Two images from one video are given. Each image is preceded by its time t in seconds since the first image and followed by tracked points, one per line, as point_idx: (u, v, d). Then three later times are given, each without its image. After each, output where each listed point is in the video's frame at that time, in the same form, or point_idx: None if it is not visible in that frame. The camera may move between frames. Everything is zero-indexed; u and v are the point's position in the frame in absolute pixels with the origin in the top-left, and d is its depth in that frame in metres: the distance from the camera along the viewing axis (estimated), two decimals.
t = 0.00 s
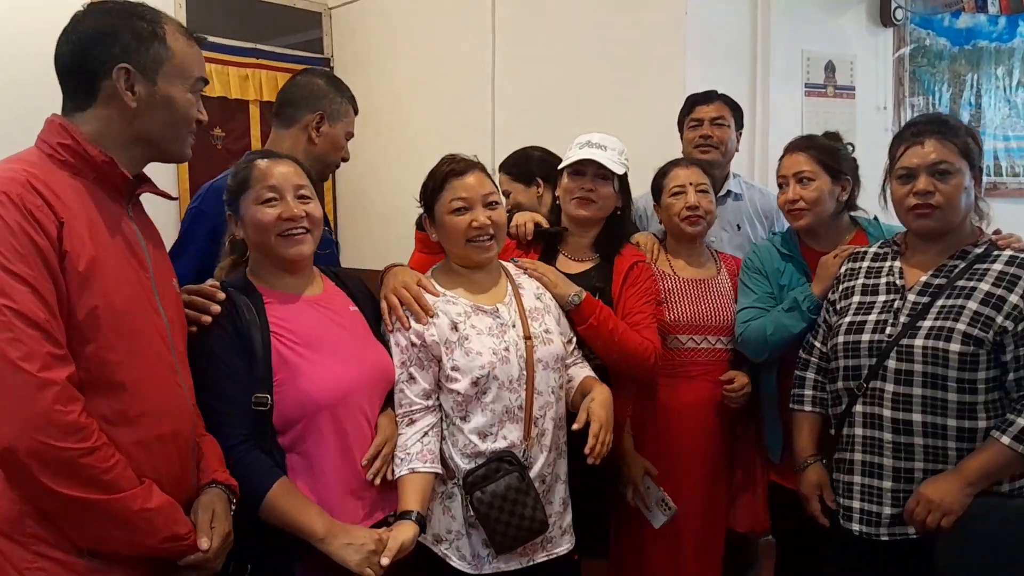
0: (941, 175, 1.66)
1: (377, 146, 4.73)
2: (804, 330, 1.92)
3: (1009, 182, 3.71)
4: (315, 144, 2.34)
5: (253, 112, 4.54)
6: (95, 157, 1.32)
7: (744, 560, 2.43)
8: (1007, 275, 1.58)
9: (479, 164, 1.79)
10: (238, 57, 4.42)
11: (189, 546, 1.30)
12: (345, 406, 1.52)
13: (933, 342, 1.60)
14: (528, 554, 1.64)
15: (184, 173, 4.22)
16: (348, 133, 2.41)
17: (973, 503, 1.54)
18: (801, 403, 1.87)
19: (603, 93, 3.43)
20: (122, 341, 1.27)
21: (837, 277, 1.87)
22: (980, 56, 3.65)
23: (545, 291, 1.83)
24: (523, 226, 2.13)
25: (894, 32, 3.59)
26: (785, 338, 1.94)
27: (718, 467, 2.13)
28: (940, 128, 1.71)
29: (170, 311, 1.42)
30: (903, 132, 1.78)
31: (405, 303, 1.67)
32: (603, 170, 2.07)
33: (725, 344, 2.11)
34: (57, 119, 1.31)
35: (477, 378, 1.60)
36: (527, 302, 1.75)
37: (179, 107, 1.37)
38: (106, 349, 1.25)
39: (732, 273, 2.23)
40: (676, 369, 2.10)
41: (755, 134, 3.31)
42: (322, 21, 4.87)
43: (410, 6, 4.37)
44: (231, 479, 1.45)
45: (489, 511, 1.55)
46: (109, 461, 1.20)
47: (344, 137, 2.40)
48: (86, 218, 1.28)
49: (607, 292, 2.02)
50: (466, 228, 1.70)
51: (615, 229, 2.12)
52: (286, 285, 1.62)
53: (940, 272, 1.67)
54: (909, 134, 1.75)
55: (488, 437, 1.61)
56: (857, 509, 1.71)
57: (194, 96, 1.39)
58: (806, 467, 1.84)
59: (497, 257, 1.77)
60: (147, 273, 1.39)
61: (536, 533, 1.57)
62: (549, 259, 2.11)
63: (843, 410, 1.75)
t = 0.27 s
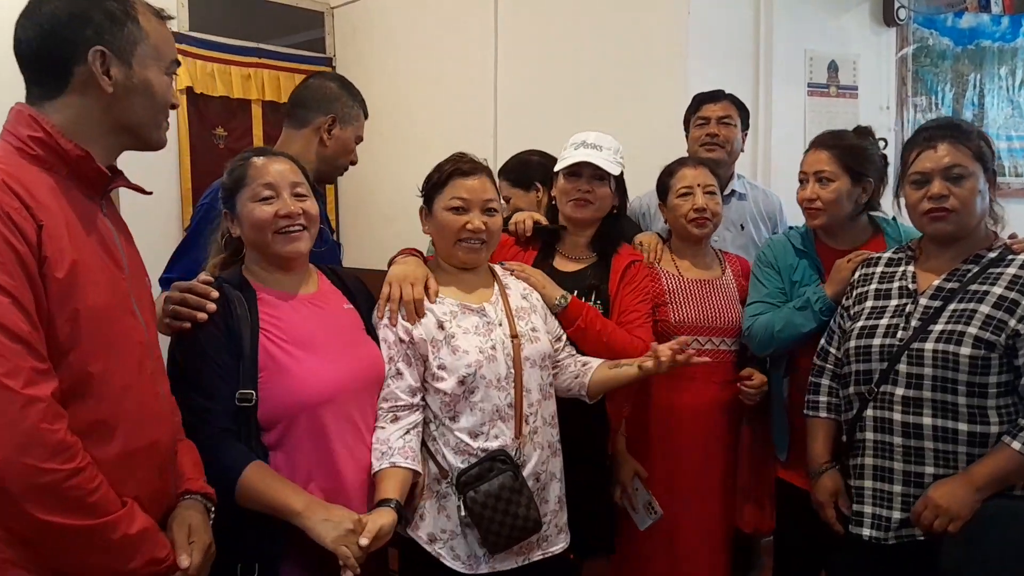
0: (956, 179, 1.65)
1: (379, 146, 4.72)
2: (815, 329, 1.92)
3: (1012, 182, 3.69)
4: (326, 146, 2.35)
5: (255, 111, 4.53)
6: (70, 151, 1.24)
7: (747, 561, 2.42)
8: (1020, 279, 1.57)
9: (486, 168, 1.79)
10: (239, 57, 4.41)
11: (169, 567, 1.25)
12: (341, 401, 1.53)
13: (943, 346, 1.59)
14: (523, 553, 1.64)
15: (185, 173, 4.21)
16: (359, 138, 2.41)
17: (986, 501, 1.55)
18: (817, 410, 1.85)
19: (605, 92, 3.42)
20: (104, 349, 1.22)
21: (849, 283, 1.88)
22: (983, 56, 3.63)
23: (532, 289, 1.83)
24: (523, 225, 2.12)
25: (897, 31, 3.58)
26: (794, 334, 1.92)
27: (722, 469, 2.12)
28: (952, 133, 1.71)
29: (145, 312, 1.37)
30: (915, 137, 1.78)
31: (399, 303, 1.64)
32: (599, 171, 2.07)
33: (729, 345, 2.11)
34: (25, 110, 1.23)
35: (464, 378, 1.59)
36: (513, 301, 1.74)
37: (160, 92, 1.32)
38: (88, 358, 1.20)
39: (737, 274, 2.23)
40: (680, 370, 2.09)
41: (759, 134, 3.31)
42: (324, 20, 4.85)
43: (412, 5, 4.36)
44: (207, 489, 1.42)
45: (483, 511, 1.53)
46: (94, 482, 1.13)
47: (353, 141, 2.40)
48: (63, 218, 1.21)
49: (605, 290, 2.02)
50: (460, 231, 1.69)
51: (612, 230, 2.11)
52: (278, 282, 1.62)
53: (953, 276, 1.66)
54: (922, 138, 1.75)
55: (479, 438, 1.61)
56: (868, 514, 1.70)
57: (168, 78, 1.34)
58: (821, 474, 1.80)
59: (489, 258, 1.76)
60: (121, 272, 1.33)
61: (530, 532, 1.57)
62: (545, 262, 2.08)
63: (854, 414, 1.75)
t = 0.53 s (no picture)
0: (962, 176, 1.65)
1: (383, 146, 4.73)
2: (821, 330, 1.91)
3: (1018, 183, 3.69)
4: (334, 149, 2.36)
5: (259, 111, 4.53)
6: (50, 149, 1.23)
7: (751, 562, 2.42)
8: None
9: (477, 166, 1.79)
10: (242, 57, 4.41)
11: None
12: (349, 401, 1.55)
13: (950, 347, 1.59)
14: (533, 556, 1.64)
15: (189, 174, 4.23)
16: (366, 139, 2.41)
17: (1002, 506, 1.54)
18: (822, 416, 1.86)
19: (609, 93, 3.42)
20: (84, 358, 1.22)
21: (855, 286, 1.87)
22: (987, 57, 3.62)
23: (532, 290, 1.82)
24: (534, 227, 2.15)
25: (902, 32, 3.57)
26: (802, 335, 1.92)
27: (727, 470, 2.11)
28: (958, 130, 1.70)
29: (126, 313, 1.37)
30: (921, 136, 1.77)
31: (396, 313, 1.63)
32: (606, 172, 2.07)
33: (735, 347, 2.10)
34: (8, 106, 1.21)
35: (469, 382, 1.58)
36: (516, 302, 1.74)
37: (144, 80, 1.31)
38: (66, 366, 1.20)
39: (743, 276, 2.22)
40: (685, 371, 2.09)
41: (763, 135, 3.31)
42: (327, 20, 4.86)
43: (416, 6, 4.36)
44: (190, 506, 1.45)
45: (492, 514, 1.53)
46: (71, 501, 1.12)
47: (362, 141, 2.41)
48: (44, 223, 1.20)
49: (610, 293, 2.02)
50: (459, 228, 1.69)
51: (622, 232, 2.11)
52: (289, 279, 1.63)
53: (961, 276, 1.65)
54: (929, 137, 1.74)
55: (488, 440, 1.61)
56: (876, 517, 1.70)
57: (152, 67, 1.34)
58: (821, 481, 1.83)
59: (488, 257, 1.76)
60: (102, 272, 1.32)
61: (538, 533, 1.57)
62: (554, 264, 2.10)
63: (861, 416, 1.75)
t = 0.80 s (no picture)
0: (961, 179, 1.65)
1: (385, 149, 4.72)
2: (823, 333, 1.91)
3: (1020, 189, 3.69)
4: (337, 151, 2.36)
5: (262, 114, 4.54)
6: (47, 151, 1.24)
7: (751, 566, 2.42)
8: None
9: (478, 168, 1.78)
10: (245, 61, 4.43)
11: None
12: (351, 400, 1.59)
13: (950, 353, 1.58)
14: (539, 557, 1.64)
15: (192, 177, 4.23)
16: (371, 137, 2.41)
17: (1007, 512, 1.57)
18: (819, 418, 1.85)
19: (610, 97, 3.43)
20: (84, 359, 1.22)
21: (856, 287, 1.87)
22: (989, 62, 3.62)
23: (548, 296, 1.81)
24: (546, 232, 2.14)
25: (904, 37, 3.57)
26: (805, 339, 1.92)
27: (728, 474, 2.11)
28: (959, 132, 1.70)
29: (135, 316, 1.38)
30: (922, 136, 1.77)
31: (409, 308, 1.64)
32: (618, 178, 2.06)
33: (739, 352, 2.10)
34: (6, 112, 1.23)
35: (481, 383, 1.58)
36: (527, 306, 1.73)
37: (143, 82, 1.32)
38: (67, 368, 1.20)
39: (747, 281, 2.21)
40: (686, 376, 2.09)
41: (765, 139, 3.31)
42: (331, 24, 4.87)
43: (418, 11, 4.38)
44: (206, 502, 1.42)
45: (499, 512, 1.53)
46: (72, 497, 1.14)
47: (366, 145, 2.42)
48: (43, 227, 1.21)
49: (621, 302, 2.01)
50: (467, 233, 1.68)
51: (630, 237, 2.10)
52: (298, 282, 1.67)
53: (961, 281, 1.65)
54: (929, 138, 1.74)
55: (499, 440, 1.61)
56: (873, 524, 1.70)
57: (151, 69, 1.35)
58: (820, 485, 1.82)
59: (497, 261, 1.75)
60: (108, 274, 1.33)
61: (543, 535, 1.57)
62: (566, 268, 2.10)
63: (861, 422, 1.74)
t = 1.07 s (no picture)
0: (963, 178, 1.64)
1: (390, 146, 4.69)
2: (823, 334, 1.90)
3: None
4: (342, 143, 2.35)
5: (266, 115, 4.53)
6: (65, 159, 1.31)
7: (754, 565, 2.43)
8: None
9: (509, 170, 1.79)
10: (249, 61, 4.44)
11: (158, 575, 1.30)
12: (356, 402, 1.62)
13: (957, 353, 1.58)
14: (538, 564, 1.63)
15: (195, 175, 4.23)
16: (374, 125, 2.38)
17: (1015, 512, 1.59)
18: (825, 419, 1.85)
19: (613, 96, 3.43)
20: (95, 358, 1.28)
21: (856, 287, 1.86)
22: (995, 59, 3.60)
23: (561, 302, 1.80)
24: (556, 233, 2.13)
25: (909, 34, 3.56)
26: (803, 341, 1.92)
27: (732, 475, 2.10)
28: (960, 130, 1.69)
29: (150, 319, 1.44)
30: (923, 134, 1.76)
31: (420, 307, 1.65)
32: (632, 179, 2.03)
33: (740, 351, 2.09)
34: (29, 122, 1.31)
35: (486, 386, 1.58)
36: (538, 311, 1.72)
37: (156, 95, 1.38)
38: (77, 367, 1.26)
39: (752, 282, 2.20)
40: (688, 374, 2.09)
41: (771, 137, 3.30)
42: (334, 24, 4.88)
43: (421, 11, 4.38)
44: (213, 502, 1.48)
45: (497, 516, 1.53)
46: (76, 492, 1.19)
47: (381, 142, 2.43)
48: (57, 231, 1.27)
49: (632, 306, 2.00)
50: (496, 234, 1.69)
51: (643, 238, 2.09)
52: (306, 282, 1.69)
53: (964, 279, 1.65)
54: (930, 136, 1.73)
55: (501, 444, 1.60)
56: (883, 525, 1.68)
57: (168, 83, 1.41)
58: (827, 487, 1.82)
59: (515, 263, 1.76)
60: (124, 278, 1.39)
61: (542, 541, 1.56)
62: (576, 271, 2.09)
63: (867, 422, 1.73)
